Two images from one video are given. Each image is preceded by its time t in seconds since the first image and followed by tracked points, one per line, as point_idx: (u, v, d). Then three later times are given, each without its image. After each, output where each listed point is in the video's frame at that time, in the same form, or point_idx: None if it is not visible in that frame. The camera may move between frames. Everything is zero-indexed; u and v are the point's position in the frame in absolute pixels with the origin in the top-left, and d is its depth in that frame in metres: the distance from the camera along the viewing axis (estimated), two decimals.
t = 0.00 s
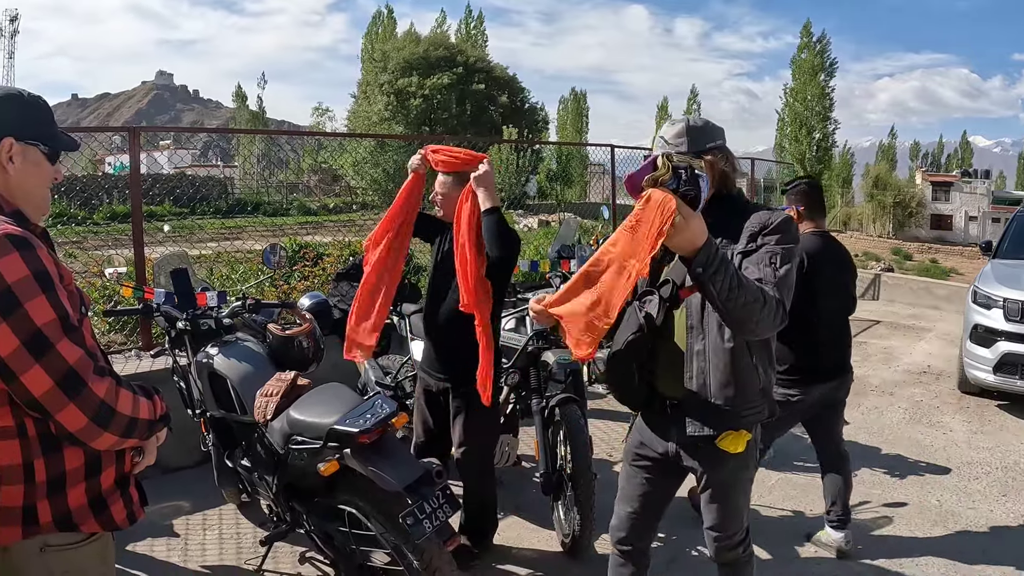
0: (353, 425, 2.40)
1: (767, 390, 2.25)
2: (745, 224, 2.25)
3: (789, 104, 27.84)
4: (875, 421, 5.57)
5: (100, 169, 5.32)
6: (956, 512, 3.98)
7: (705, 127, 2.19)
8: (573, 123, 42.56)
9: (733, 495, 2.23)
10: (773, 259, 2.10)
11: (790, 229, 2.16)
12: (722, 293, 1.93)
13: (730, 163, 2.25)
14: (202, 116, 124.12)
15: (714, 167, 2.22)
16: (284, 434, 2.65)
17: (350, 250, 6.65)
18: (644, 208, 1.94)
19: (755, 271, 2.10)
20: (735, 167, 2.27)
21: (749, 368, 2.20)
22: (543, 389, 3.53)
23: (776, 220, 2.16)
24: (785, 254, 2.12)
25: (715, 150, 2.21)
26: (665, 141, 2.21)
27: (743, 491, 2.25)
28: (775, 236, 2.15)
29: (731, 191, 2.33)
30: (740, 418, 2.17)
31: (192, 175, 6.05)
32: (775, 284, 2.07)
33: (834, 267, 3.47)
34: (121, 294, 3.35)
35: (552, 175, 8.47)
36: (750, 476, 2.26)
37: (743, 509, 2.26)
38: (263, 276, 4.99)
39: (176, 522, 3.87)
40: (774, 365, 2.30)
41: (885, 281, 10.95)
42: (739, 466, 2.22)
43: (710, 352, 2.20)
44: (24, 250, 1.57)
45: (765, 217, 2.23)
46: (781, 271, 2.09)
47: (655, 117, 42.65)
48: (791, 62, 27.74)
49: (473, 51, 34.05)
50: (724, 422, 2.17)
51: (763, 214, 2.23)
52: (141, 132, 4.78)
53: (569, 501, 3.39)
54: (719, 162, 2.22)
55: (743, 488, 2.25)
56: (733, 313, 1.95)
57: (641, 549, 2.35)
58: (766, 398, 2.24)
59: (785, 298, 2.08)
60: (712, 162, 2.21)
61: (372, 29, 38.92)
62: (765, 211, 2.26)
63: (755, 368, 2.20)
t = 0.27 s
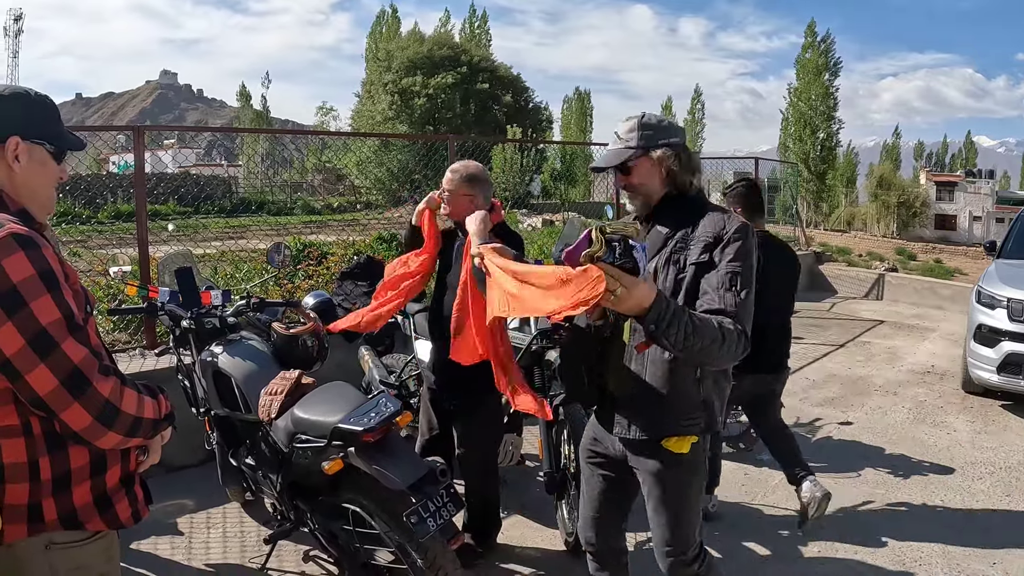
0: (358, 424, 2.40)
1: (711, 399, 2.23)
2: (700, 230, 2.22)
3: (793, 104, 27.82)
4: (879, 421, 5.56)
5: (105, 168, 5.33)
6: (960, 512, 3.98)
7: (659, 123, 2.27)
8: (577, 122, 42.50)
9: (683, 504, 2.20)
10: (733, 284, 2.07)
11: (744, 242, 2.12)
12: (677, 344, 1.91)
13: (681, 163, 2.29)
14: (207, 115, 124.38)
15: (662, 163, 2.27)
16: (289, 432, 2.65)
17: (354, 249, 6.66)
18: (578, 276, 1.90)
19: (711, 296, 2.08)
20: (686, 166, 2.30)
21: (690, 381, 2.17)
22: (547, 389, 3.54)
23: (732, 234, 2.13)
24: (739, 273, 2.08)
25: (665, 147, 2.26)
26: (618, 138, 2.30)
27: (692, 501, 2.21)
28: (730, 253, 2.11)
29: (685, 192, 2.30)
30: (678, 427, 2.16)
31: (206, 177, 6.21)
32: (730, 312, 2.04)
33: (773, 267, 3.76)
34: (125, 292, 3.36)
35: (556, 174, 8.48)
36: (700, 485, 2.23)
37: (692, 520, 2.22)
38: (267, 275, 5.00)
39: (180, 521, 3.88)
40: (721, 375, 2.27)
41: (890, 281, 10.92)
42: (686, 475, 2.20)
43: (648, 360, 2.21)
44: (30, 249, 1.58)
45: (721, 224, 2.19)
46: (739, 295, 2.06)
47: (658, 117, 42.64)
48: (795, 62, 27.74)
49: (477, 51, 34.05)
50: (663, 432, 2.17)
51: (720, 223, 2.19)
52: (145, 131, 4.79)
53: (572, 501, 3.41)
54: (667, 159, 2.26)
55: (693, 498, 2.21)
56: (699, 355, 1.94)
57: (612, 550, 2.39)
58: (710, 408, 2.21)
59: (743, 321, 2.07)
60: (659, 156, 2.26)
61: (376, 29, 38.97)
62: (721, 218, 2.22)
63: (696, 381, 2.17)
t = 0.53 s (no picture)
0: (362, 423, 2.41)
1: (677, 404, 2.21)
2: (660, 234, 2.13)
3: (797, 104, 27.80)
4: (883, 421, 5.55)
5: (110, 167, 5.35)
6: (964, 512, 3.97)
7: (630, 112, 2.28)
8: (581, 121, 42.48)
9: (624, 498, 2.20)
10: (690, 304, 2.02)
11: (704, 253, 2.05)
12: (625, 405, 1.95)
13: (642, 157, 2.28)
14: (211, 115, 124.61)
15: (619, 152, 2.28)
16: (294, 431, 2.66)
17: (359, 248, 6.68)
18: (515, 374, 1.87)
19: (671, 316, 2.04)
20: (647, 162, 2.28)
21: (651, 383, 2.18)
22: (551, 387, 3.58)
23: (692, 246, 2.05)
24: (696, 292, 2.03)
25: (632, 136, 2.27)
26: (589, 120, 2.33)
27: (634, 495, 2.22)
28: (689, 268, 2.04)
29: (647, 186, 2.31)
30: (635, 429, 2.18)
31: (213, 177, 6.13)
32: (687, 334, 2.01)
33: (743, 267, 4.12)
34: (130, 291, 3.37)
35: (561, 173, 8.48)
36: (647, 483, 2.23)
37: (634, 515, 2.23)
38: (272, 274, 5.01)
39: (184, 519, 3.89)
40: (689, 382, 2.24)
41: (893, 281, 10.90)
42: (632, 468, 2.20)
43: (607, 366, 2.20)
44: (35, 248, 1.58)
45: (681, 232, 2.11)
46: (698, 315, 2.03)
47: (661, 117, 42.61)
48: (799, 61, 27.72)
49: (481, 50, 34.06)
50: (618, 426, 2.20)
51: (680, 230, 2.11)
52: (150, 130, 4.80)
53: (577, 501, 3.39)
54: (628, 151, 2.26)
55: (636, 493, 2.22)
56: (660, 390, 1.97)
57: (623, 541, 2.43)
58: (673, 413, 2.21)
59: (703, 340, 2.05)
60: (620, 146, 2.27)
61: (380, 28, 38.99)
62: (682, 222, 2.14)
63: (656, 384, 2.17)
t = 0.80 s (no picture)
0: (365, 422, 2.41)
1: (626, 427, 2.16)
2: (608, 253, 2.01)
3: (801, 104, 27.78)
4: (887, 421, 5.53)
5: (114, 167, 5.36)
6: (968, 512, 3.96)
7: (591, 120, 2.11)
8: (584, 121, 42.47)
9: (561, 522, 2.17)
10: (637, 332, 1.92)
11: (655, 276, 1.94)
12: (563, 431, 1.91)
13: (599, 169, 2.13)
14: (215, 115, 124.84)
15: (572, 160, 2.13)
16: (297, 430, 2.66)
17: (362, 248, 6.69)
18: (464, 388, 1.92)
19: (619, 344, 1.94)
20: (602, 174, 2.13)
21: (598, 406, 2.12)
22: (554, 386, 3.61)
23: (640, 268, 1.94)
24: (644, 318, 1.92)
25: (589, 144, 2.11)
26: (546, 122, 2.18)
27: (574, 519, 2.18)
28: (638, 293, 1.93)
29: (604, 200, 2.16)
30: (575, 454, 2.14)
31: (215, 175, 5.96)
32: (634, 364, 1.92)
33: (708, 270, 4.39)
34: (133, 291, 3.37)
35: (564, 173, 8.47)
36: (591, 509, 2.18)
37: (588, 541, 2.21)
38: (275, 274, 5.02)
39: (188, 518, 3.89)
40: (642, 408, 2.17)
41: (897, 280, 10.88)
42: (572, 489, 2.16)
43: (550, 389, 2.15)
44: (39, 248, 1.58)
45: (629, 252, 1.99)
46: (647, 342, 1.93)
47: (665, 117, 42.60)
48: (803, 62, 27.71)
49: (484, 50, 34.07)
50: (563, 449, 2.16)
51: (629, 249, 1.99)
52: (154, 130, 4.81)
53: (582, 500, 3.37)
54: (583, 161, 2.11)
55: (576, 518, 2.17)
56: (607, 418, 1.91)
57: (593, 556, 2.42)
58: (619, 440, 2.16)
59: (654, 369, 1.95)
60: (580, 156, 2.11)
61: (384, 28, 39.02)
62: (632, 240, 2.01)
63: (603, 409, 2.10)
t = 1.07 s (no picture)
0: (368, 421, 2.43)
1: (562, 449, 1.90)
2: (545, 253, 1.82)
3: (804, 104, 27.74)
4: (890, 421, 5.52)
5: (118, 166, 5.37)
6: (971, 513, 3.95)
7: (530, 113, 1.88)
8: (587, 121, 42.46)
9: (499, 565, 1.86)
10: (576, 342, 1.71)
11: (596, 283, 1.74)
12: (498, 447, 1.73)
13: (539, 164, 1.90)
14: (218, 114, 125.11)
15: (505, 154, 1.90)
16: (300, 430, 2.67)
17: (365, 247, 6.69)
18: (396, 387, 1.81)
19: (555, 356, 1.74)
20: (540, 170, 1.90)
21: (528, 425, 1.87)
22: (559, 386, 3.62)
23: (577, 271, 1.75)
24: (582, 329, 1.72)
25: (527, 139, 1.87)
26: (484, 116, 1.96)
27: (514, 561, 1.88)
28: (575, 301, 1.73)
29: (547, 197, 1.94)
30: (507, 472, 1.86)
31: (219, 175, 5.89)
32: (573, 377, 1.72)
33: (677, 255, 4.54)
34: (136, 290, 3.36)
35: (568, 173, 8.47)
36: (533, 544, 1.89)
37: None
38: (278, 273, 5.02)
39: (190, 518, 3.90)
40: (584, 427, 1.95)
41: (901, 280, 10.85)
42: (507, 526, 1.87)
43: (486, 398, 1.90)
44: (43, 247, 1.58)
45: (566, 253, 1.79)
46: (586, 356, 1.72)
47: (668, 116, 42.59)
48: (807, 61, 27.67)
49: (488, 50, 34.07)
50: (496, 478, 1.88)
51: (567, 250, 1.80)
52: (157, 129, 4.82)
53: (584, 499, 3.38)
54: (521, 156, 1.88)
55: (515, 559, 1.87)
56: (541, 437, 1.72)
57: None
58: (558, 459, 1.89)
59: (593, 386, 1.74)
60: (520, 152, 1.88)
61: (388, 28, 39.05)
62: (571, 239, 1.82)
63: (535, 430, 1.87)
